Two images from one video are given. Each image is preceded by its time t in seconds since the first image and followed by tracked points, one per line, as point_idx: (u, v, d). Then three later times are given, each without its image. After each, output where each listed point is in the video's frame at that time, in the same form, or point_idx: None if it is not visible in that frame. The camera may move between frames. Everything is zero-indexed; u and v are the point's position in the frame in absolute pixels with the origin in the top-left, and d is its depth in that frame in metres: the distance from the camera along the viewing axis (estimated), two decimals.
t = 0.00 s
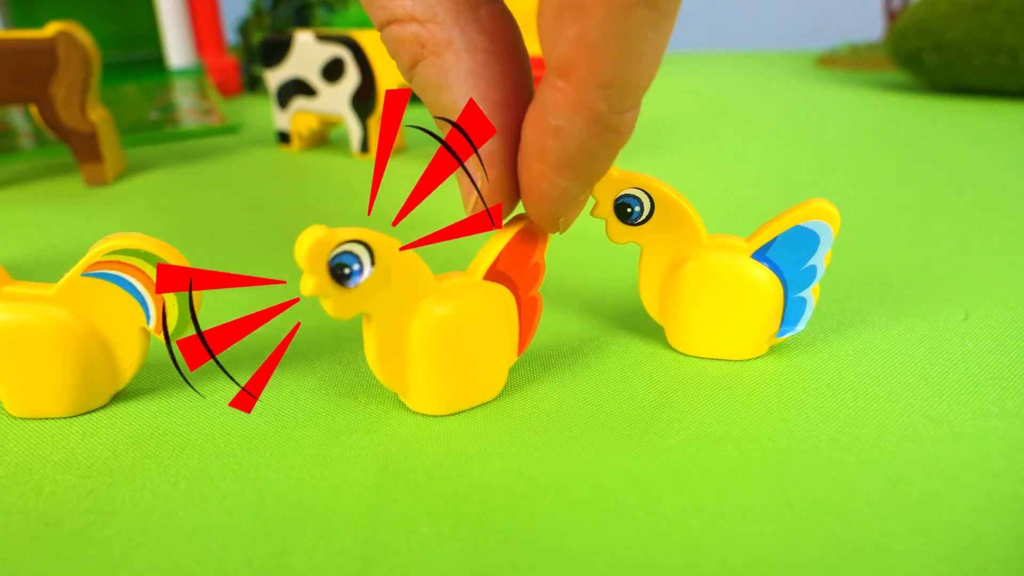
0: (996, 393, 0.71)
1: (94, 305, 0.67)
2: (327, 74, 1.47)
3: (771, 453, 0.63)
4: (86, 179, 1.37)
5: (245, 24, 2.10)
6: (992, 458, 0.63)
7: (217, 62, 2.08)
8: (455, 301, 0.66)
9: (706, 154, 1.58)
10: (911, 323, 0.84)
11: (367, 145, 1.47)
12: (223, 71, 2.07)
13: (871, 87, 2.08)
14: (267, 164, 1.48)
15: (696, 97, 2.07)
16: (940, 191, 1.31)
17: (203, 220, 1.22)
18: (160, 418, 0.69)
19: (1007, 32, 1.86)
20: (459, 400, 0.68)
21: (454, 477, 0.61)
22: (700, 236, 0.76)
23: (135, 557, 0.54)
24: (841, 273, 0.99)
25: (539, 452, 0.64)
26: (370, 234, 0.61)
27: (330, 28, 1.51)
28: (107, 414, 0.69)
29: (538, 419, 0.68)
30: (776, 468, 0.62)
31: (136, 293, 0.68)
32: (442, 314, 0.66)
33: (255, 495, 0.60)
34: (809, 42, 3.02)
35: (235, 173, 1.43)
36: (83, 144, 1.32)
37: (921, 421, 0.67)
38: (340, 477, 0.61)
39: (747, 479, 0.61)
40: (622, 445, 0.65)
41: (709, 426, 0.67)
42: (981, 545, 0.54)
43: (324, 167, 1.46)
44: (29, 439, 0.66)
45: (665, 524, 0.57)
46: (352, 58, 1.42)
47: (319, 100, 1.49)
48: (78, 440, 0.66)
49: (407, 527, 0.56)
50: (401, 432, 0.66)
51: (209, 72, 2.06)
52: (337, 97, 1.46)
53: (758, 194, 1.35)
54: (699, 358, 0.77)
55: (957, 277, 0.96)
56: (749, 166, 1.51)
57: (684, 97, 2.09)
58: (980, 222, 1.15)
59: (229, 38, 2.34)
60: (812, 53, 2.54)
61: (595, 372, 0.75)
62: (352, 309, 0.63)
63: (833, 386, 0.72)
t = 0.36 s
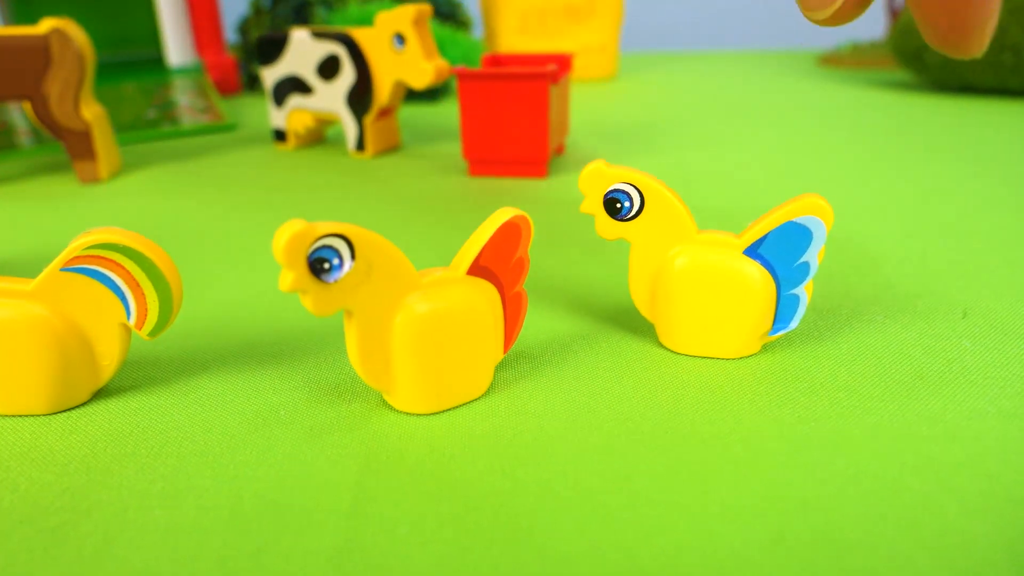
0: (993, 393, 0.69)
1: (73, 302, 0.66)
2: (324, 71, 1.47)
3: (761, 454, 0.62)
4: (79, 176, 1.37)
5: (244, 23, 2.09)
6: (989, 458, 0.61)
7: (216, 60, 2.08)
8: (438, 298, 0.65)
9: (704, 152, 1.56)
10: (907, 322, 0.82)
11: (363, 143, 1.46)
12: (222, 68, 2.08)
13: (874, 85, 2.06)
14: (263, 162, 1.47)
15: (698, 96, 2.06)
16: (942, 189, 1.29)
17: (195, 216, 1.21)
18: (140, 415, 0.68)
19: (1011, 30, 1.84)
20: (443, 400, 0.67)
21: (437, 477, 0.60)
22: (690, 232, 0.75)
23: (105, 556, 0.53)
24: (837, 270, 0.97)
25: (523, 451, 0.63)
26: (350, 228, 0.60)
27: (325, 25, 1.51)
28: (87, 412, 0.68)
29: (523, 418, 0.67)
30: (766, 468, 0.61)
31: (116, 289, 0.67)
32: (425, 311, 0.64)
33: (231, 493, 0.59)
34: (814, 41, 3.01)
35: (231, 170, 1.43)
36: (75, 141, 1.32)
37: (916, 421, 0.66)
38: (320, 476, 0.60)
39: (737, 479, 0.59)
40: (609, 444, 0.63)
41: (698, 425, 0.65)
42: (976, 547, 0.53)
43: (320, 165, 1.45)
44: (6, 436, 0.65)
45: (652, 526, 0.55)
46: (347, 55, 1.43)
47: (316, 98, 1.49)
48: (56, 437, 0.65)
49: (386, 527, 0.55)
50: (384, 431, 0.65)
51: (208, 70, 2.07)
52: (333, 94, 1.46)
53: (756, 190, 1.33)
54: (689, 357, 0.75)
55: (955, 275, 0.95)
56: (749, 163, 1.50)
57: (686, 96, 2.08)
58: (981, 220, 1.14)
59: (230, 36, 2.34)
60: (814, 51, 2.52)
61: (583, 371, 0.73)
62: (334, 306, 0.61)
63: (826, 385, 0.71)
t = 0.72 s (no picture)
0: (1004, 398, 0.67)
1: (64, 302, 0.65)
2: (325, 70, 1.46)
3: (766, 461, 0.60)
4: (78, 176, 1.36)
5: (246, 23, 2.08)
6: (1000, 466, 0.59)
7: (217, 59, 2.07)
8: (436, 299, 0.64)
9: (708, 152, 1.54)
10: (916, 325, 0.81)
11: (364, 142, 1.45)
12: (224, 68, 2.05)
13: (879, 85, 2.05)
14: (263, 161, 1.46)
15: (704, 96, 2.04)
16: (949, 191, 1.27)
17: (195, 216, 1.20)
18: (132, 419, 0.66)
19: (1017, 31, 1.87)
20: (441, 404, 0.65)
21: (433, 484, 0.58)
22: (695, 232, 0.73)
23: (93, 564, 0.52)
24: (842, 272, 0.96)
25: (522, 459, 0.61)
26: (347, 229, 0.58)
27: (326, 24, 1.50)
28: (77, 416, 0.66)
29: (522, 423, 0.65)
30: (771, 475, 0.59)
31: (107, 290, 0.65)
32: (423, 313, 0.63)
33: (223, 500, 0.57)
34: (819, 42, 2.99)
35: (231, 170, 1.42)
36: (74, 139, 1.31)
37: (925, 428, 0.64)
38: (314, 482, 0.59)
39: (741, 487, 0.58)
40: (611, 451, 0.62)
41: (701, 432, 0.64)
42: (988, 558, 0.51)
43: (321, 165, 1.44)
44: None
45: (653, 535, 0.54)
46: (348, 53, 1.42)
47: (316, 97, 1.48)
48: (47, 441, 0.63)
49: (380, 536, 0.54)
50: (379, 436, 0.64)
51: (210, 70, 2.04)
52: (334, 93, 1.45)
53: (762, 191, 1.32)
54: (693, 361, 0.74)
55: (963, 277, 0.93)
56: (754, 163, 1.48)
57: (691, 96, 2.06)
58: (990, 222, 1.12)
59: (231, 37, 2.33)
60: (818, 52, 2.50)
61: (585, 375, 0.72)
62: (331, 308, 0.60)
63: (832, 391, 0.69)
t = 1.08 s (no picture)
0: (1019, 403, 0.66)
1: (55, 303, 0.63)
2: (326, 69, 1.44)
3: (776, 467, 0.59)
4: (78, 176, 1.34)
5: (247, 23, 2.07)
6: (1014, 472, 0.58)
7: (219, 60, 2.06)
8: (437, 300, 0.62)
9: (712, 153, 1.53)
10: (927, 328, 0.79)
11: (366, 143, 1.44)
12: (226, 69, 2.04)
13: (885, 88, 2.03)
14: (264, 162, 1.45)
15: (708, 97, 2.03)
16: (957, 192, 1.26)
17: (194, 217, 1.19)
18: (126, 423, 0.65)
19: None
20: (441, 407, 0.64)
21: (433, 490, 0.57)
22: (691, 233, 0.71)
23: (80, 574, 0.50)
24: (848, 274, 0.94)
25: (526, 464, 0.59)
26: (345, 228, 0.57)
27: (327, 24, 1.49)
28: (71, 419, 0.65)
29: (525, 428, 0.63)
30: (780, 482, 0.57)
31: (100, 290, 0.64)
32: (423, 314, 0.61)
33: (217, 506, 0.56)
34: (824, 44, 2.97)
35: (231, 170, 1.40)
36: (73, 139, 1.30)
37: (938, 432, 0.62)
38: (311, 488, 0.57)
39: (750, 494, 0.56)
40: (617, 457, 0.60)
41: (709, 437, 0.62)
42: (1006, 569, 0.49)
43: (322, 165, 1.43)
44: None
45: (659, 543, 0.52)
46: (349, 53, 1.41)
47: (318, 97, 1.46)
48: (39, 445, 0.62)
49: (378, 544, 0.52)
50: (378, 441, 0.62)
51: (211, 70, 2.02)
52: (335, 93, 1.44)
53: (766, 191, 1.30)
54: (701, 365, 0.72)
55: (972, 280, 0.91)
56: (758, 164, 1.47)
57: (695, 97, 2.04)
58: (999, 223, 1.10)
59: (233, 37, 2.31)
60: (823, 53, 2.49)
61: (589, 378, 0.70)
62: (330, 309, 0.58)
63: (843, 395, 0.67)
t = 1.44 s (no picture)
0: (1018, 409, 0.65)
1: (45, 307, 0.63)
2: (326, 71, 1.44)
3: (773, 474, 0.58)
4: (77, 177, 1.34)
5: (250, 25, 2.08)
6: (1013, 479, 0.57)
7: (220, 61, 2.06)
8: (431, 305, 0.61)
9: (712, 155, 1.52)
10: (926, 333, 0.78)
11: (366, 145, 1.43)
12: (227, 70, 2.04)
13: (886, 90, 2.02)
14: (263, 164, 1.44)
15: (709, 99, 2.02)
16: (958, 195, 1.25)
17: (192, 218, 1.19)
18: (117, 429, 0.64)
19: None
20: (434, 414, 0.63)
21: (425, 497, 0.56)
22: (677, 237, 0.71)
23: None
24: (847, 278, 0.93)
25: (519, 473, 0.59)
26: (336, 233, 0.56)
27: (328, 26, 1.49)
28: (62, 425, 0.64)
29: (518, 435, 0.63)
30: (777, 488, 0.56)
31: (91, 295, 0.64)
32: (417, 320, 0.61)
33: (207, 514, 0.55)
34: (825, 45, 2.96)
35: (230, 172, 1.40)
36: (72, 141, 1.29)
37: (936, 439, 0.61)
38: (302, 495, 0.56)
39: (746, 501, 0.55)
40: (612, 464, 0.59)
41: (705, 444, 0.61)
42: None
43: (321, 167, 1.42)
44: None
45: (653, 552, 0.51)
46: (349, 54, 1.40)
47: (318, 99, 1.46)
48: (29, 452, 0.61)
49: (369, 552, 0.51)
50: (370, 447, 0.61)
51: (212, 72, 2.02)
52: (335, 95, 1.44)
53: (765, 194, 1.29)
54: (698, 371, 0.71)
55: (973, 283, 0.90)
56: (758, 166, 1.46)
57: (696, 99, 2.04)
58: (1000, 226, 1.09)
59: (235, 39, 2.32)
60: (825, 55, 2.48)
61: (585, 384, 0.69)
62: (321, 316, 0.58)
63: (841, 402, 0.66)
